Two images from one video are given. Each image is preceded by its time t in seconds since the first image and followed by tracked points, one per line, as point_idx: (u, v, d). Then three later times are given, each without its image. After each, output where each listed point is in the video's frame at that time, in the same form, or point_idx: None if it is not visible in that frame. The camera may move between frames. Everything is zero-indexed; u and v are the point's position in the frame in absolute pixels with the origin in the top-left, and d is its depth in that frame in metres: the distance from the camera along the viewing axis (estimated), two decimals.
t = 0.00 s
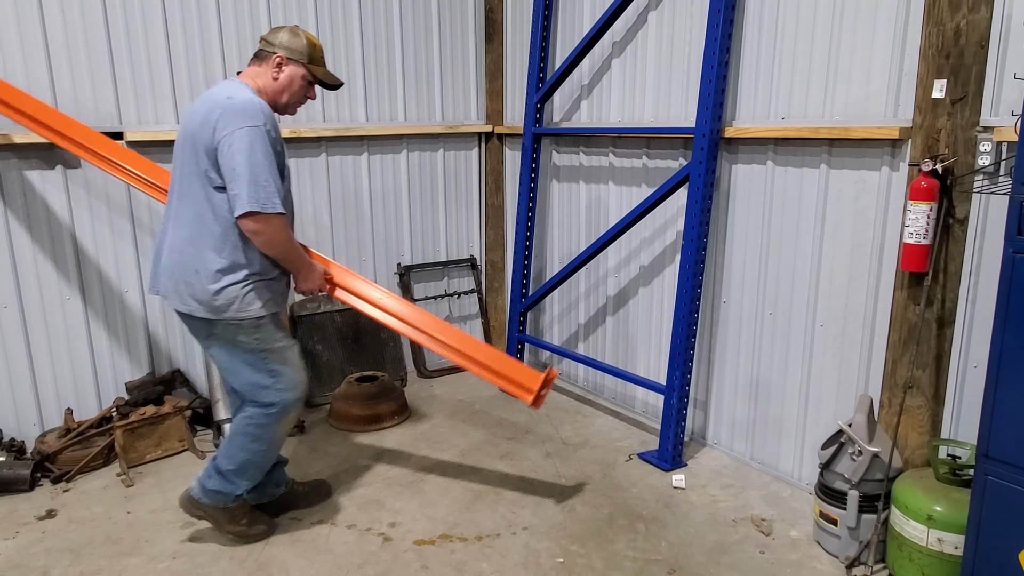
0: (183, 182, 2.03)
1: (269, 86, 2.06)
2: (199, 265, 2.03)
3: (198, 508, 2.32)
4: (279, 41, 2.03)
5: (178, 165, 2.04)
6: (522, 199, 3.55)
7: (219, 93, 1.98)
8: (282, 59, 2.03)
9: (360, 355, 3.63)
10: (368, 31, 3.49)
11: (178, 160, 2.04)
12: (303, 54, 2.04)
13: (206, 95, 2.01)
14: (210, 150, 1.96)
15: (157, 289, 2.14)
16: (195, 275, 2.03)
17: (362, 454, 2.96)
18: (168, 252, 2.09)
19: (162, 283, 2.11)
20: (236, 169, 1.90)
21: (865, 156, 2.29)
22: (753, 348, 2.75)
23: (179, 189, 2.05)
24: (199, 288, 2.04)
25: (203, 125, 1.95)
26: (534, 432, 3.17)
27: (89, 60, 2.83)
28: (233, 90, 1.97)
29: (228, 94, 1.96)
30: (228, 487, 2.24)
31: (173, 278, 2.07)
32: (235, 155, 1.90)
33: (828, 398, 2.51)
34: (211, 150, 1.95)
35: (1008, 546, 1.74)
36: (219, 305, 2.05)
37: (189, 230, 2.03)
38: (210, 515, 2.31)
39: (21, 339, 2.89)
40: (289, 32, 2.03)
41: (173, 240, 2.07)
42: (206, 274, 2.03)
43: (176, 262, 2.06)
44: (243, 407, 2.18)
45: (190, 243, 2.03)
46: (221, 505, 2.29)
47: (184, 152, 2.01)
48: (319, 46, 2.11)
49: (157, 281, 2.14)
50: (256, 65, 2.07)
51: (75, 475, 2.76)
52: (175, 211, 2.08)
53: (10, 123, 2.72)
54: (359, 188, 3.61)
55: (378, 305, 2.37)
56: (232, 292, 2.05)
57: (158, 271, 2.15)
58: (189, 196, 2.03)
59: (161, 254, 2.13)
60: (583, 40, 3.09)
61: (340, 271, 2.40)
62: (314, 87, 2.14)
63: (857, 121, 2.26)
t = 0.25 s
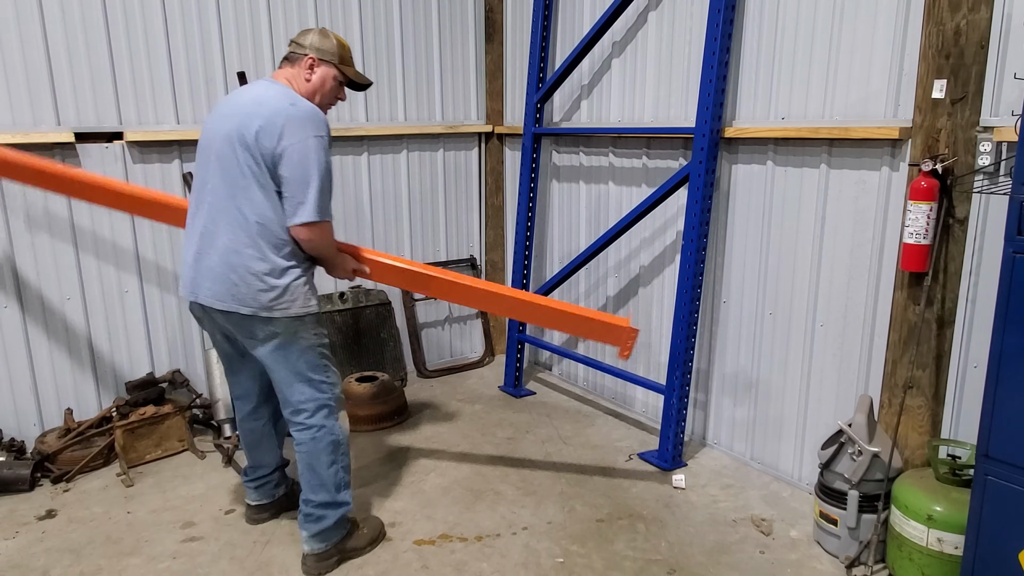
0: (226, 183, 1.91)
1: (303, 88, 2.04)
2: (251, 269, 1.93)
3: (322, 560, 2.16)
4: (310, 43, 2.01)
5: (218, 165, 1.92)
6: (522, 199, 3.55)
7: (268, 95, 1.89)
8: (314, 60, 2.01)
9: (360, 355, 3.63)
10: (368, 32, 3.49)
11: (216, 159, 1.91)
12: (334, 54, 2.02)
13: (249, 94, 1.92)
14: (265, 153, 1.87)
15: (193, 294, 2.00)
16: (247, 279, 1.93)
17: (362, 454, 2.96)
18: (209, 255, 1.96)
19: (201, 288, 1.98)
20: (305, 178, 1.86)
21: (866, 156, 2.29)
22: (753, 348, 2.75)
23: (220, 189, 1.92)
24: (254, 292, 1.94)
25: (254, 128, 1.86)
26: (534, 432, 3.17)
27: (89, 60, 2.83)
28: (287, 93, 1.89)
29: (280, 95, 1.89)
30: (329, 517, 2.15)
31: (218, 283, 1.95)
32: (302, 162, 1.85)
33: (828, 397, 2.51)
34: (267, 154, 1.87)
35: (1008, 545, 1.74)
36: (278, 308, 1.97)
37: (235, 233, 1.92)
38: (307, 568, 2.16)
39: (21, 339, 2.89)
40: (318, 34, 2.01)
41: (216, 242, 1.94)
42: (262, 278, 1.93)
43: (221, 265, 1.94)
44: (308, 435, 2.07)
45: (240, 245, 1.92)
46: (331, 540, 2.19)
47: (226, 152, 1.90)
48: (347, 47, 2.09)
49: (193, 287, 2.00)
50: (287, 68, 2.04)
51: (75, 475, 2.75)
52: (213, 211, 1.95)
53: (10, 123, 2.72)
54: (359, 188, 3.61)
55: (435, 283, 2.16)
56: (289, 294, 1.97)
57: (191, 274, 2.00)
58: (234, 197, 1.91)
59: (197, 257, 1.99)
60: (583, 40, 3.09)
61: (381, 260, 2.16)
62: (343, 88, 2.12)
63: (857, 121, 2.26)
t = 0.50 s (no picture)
0: (257, 186, 1.89)
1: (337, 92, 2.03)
2: (285, 273, 1.91)
3: (323, 564, 2.16)
4: (342, 48, 1.99)
5: (247, 168, 1.90)
6: (522, 199, 3.55)
7: (299, 98, 1.89)
8: (347, 64, 2.00)
9: (360, 355, 3.63)
10: (368, 32, 3.49)
11: (246, 163, 1.90)
12: (366, 58, 2.00)
13: (279, 97, 1.91)
14: (298, 157, 1.86)
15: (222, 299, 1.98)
16: (280, 283, 1.92)
17: (362, 454, 2.96)
18: (239, 259, 1.94)
19: (231, 293, 1.96)
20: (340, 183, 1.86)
21: (866, 156, 2.29)
22: (753, 348, 2.75)
23: (252, 193, 1.90)
24: (286, 298, 1.92)
25: (287, 132, 1.85)
26: (534, 432, 3.17)
27: (89, 60, 2.83)
28: (319, 96, 1.89)
29: (312, 98, 1.88)
30: (334, 522, 2.15)
31: (250, 288, 1.93)
32: (337, 166, 1.85)
33: (828, 397, 2.51)
34: (300, 158, 1.87)
35: (1008, 545, 1.74)
36: (309, 313, 1.96)
37: (267, 236, 1.90)
38: (307, 570, 2.16)
39: (21, 339, 2.89)
40: (349, 37, 2.00)
41: (247, 247, 1.92)
42: (295, 282, 1.92)
43: (252, 270, 1.92)
44: (321, 442, 2.07)
45: (273, 250, 1.91)
46: (332, 545, 2.19)
47: (256, 155, 1.88)
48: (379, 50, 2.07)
49: (221, 292, 1.98)
50: (320, 72, 2.03)
51: (75, 475, 2.76)
52: (243, 215, 1.93)
53: (10, 123, 2.72)
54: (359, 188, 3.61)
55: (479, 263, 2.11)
56: (321, 299, 1.97)
57: (219, 279, 1.97)
58: (265, 201, 1.89)
59: (225, 261, 1.96)
60: (583, 40, 3.09)
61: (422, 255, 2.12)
62: (375, 92, 2.11)
63: (857, 121, 2.26)
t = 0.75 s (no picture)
0: (272, 189, 1.88)
1: (341, 76, 2.01)
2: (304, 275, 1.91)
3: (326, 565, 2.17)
4: (334, 32, 1.96)
5: (261, 170, 1.89)
6: (522, 199, 3.55)
7: (303, 92, 1.86)
8: (343, 47, 1.97)
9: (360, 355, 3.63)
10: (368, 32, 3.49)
11: (259, 165, 1.88)
12: (361, 36, 1.97)
13: (284, 94, 1.88)
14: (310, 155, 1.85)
15: (242, 306, 1.97)
16: (299, 285, 1.91)
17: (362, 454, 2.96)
18: (258, 264, 1.93)
19: (251, 299, 1.95)
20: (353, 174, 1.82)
21: (865, 156, 2.29)
22: (753, 348, 2.75)
23: (267, 197, 1.90)
24: (307, 301, 1.92)
25: (297, 129, 1.83)
26: (534, 432, 3.17)
27: (89, 60, 2.83)
28: (324, 89, 1.86)
29: (318, 91, 1.86)
30: (338, 524, 2.16)
31: (271, 292, 1.92)
32: (349, 159, 1.82)
33: (828, 397, 2.51)
34: (312, 156, 1.85)
35: (1008, 545, 1.74)
36: (331, 316, 1.96)
37: (285, 239, 1.90)
38: (307, 570, 2.16)
39: (21, 339, 2.89)
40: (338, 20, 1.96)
41: (266, 251, 1.92)
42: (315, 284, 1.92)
43: (271, 275, 1.92)
44: (331, 446, 2.07)
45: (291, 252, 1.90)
46: (333, 545, 2.18)
47: (269, 157, 1.87)
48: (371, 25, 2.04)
49: (242, 299, 1.97)
50: (317, 63, 2.00)
51: (75, 475, 2.75)
52: (260, 219, 1.92)
53: (10, 123, 2.72)
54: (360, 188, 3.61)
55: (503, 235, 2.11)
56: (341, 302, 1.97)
57: (239, 285, 1.97)
58: (281, 203, 1.88)
59: (245, 267, 1.96)
60: (583, 40, 3.09)
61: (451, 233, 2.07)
62: (378, 69, 2.08)
63: (857, 121, 2.26)
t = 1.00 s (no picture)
0: (284, 191, 1.86)
1: (342, 67, 2.01)
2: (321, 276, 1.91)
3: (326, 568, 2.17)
4: (333, 23, 1.94)
5: (271, 173, 1.86)
6: (522, 199, 3.55)
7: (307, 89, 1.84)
8: (344, 38, 1.97)
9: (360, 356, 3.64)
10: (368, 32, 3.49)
11: (267, 168, 1.85)
12: (360, 33, 2.00)
13: (284, 92, 1.85)
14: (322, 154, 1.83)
15: (255, 313, 1.94)
16: (317, 287, 1.91)
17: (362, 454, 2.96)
18: (271, 268, 1.91)
19: (265, 305, 1.92)
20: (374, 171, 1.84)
21: (865, 157, 2.29)
22: (753, 348, 2.75)
23: (279, 199, 1.87)
24: (325, 302, 1.92)
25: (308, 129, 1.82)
26: (534, 432, 3.17)
27: (89, 60, 2.83)
28: (329, 86, 1.85)
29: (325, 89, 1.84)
30: (337, 527, 2.15)
31: (287, 297, 1.91)
32: (369, 156, 1.84)
33: (828, 397, 2.51)
34: (326, 155, 1.84)
35: (1008, 545, 1.74)
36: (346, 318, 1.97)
37: (301, 241, 1.88)
38: (306, 570, 2.16)
39: (21, 339, 2.89)
40: (334, 12, 1.94)
41: (279, 255, 1.89)
42: (333, 284, 1.92)
43: (285, 279, 1.90)
44: (330, 453, 2.06)
45: (307, 254, 1.89)
46: (333, 548, 2.18)
47: (278, 159, 1.84)
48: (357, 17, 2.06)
49: (254, 305, 1.94)
50: (313, 56, 1.97)
51: (75, 475, 2.75)
52: (271, 222, 1.89)
53: (10, 123, 2.72)
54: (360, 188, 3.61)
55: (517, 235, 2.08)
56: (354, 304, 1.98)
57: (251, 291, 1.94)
58: (294, 205, 1.87)
59: (256, 273, 1.93)
60: (583, 40, 3.09)
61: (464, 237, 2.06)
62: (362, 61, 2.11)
63: (857, 121, 2.26)
